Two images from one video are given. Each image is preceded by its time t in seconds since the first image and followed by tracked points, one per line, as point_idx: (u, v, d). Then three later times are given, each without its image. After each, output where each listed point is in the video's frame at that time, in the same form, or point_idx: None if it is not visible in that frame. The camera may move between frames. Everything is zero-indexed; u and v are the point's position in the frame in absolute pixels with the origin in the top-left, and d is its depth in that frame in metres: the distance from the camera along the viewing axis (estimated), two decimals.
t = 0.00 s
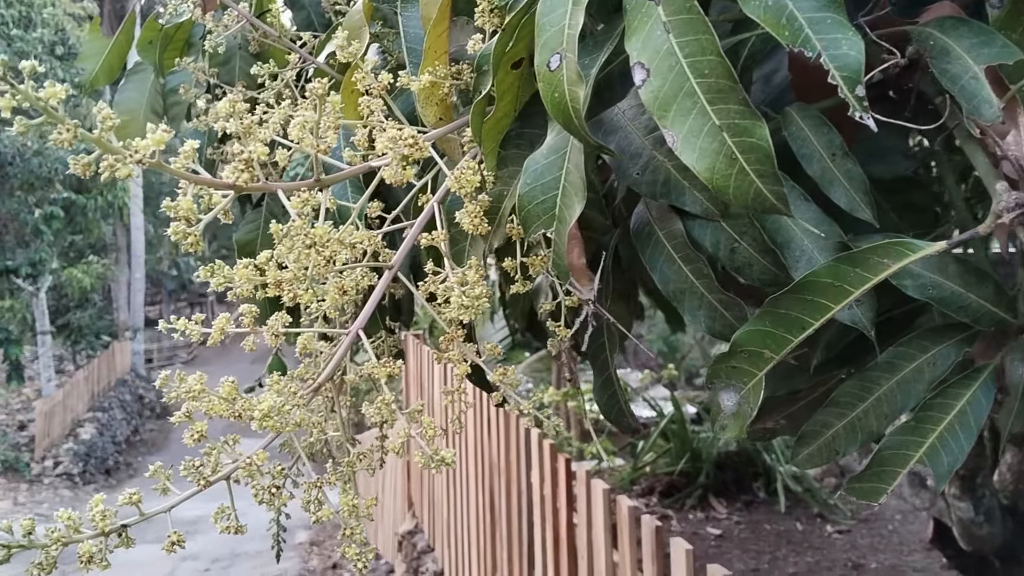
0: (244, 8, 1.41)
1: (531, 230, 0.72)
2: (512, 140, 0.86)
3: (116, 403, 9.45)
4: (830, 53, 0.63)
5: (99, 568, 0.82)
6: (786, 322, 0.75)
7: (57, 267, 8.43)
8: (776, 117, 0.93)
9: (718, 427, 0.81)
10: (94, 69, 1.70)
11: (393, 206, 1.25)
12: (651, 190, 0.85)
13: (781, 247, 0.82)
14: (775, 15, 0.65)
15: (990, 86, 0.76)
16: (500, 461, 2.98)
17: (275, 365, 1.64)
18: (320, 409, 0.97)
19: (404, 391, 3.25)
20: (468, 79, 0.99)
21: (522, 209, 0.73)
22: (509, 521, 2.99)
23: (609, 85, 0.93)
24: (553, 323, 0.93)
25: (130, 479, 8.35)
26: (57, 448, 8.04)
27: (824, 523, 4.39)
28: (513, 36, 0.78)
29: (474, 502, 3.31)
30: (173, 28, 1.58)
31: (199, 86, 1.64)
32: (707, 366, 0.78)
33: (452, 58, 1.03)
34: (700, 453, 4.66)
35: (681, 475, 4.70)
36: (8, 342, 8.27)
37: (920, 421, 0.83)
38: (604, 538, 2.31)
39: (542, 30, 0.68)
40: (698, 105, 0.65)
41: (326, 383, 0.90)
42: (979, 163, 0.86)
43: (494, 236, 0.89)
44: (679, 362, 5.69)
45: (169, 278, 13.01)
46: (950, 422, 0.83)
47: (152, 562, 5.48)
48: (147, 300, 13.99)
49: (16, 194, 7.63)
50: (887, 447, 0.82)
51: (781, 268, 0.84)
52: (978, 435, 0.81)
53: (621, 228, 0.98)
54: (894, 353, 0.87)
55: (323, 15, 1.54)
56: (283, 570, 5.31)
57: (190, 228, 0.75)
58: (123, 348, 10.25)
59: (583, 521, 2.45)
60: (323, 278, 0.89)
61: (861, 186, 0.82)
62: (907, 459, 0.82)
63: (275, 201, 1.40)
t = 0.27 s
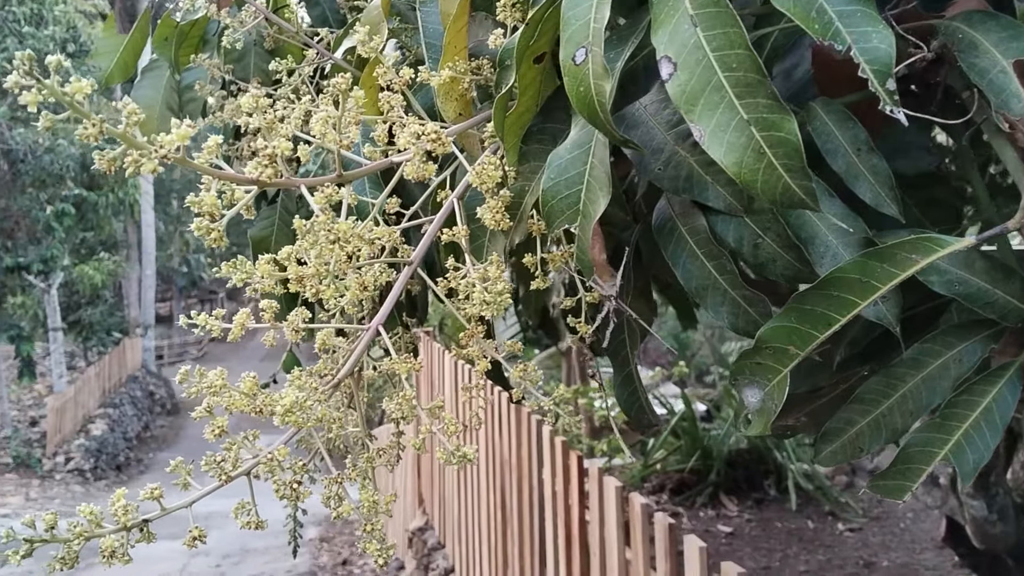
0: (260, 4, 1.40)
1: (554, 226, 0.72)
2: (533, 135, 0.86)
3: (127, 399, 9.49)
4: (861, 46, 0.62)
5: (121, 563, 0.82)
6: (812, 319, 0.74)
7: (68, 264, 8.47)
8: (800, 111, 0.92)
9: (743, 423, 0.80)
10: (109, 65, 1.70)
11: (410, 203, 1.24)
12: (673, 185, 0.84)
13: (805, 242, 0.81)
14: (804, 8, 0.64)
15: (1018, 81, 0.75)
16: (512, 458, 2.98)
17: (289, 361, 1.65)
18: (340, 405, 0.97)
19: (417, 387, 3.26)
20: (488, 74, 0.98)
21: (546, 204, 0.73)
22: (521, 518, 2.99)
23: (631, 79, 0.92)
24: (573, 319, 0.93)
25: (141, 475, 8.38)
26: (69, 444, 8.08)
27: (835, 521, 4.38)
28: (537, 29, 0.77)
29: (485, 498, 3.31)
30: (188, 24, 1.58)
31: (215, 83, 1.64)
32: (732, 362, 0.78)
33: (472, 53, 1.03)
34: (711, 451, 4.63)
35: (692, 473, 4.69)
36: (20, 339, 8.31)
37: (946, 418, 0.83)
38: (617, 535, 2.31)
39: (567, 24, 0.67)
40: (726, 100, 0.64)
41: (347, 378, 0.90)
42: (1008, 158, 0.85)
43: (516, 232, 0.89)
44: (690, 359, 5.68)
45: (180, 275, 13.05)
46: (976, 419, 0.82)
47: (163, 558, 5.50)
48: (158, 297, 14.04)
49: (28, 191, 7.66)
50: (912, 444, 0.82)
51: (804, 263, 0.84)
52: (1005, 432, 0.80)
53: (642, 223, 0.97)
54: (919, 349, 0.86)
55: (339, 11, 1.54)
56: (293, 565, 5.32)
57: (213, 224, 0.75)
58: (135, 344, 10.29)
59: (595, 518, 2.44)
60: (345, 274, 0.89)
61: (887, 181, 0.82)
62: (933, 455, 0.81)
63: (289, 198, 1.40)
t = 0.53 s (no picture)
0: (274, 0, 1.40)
1: (576, 220, 0.71)
2: (553, 129, 0.85)
3: (138, 395, 9.52)
4: (889, 38, 0.62)
5: (141, 559, 0.82)
6: (836, 313, 0.74)
7: (79, 261, 8.50)
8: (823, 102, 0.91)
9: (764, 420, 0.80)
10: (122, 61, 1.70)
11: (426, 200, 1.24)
12: (693, 180, 0.83)
13: (828, 237, 0.81)
14: None
15: None
16: (523, 456, 2.98)
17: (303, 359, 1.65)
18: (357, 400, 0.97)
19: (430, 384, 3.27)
20: (506, 69, 0.98)
21: (568, 198, 0.72)
22: (531, 516, 2.98)
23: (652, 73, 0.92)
24: (592, 314, 0.92)
25: (152, 471, 8.41)
26: (80, 440, 8.12)
27: (846, 519, 4.37)
28: (558, 22, 0.77)
29: (496, 496, 3.31)
30: (201, 20, 1.58)
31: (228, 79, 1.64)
32: (753, 358, 0.77)
33: (489, 48, 1.03)
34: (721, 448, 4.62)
35: (702, 471, 4.68)
36: (32, 335, 8.35)
37: (970, 413, 0.82)
38: (628, 532, 2.30)
39: (590, 16, 0.67)
40: (751, 91, 0.64)
41: (365, 373, 0.90)
42: None
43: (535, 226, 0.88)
44: (700, 357, 5.67)
45: (190, 272, 13.09)
46: (1000, 415, 0.81)
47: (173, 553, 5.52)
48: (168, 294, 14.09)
49: (38, 188, 7.75)
50: (936, 440, 0.81)
51: (826, 258, 0.83)
52: None
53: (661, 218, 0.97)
54: (943, 345, 0.85)
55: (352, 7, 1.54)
56: (303, 562, 5.33)
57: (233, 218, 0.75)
58: (145, 341, 10.33)
59: (606, 515, 2.44)
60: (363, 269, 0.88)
61: (911, 176, 0.81)
62: (957, 452, 0.80)
63: (303, 194, 1.40)
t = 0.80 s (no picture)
0: None
1: (595, 214, 0.71)
2: (571, 123, 0.84)
3: (147, 392, 9.55)
4: (913, 30, 0.62)
5: (158, 555, 0.82)
6: (857, 310, 0.73)
7: (90, 258, 8.54)
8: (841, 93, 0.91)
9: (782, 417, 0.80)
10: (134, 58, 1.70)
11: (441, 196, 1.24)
12: (712, 174, 0.83)
13: (847, 232, 0.80)
14: None
15: None
16: (533, 454, 2.98)
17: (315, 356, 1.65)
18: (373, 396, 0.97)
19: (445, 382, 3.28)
20: (522, 63, 0.97)
21: (587, 192, 0.72)
22: (541, 514, 2.98)
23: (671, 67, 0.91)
24: (608, 310, 0.92)
25: (161, 468, 8.43)
26: (90, 437, 8.15)
27: (856, 518, 4.35)
28: (576, 16, 0.76)
29: (506, 494, 3.31)
30: (213, 17, 1.58)
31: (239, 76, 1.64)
32: (773, 354, 0.77)
33: (505, 42, 1.02)
34: (731, 446, 4.61)
35: (712, 468, 4.67)
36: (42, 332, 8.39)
37: (990, 411, 0.81)
38: (639, 530, 2.29)
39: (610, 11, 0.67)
40: (773, 85, 0.63)
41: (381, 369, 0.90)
42: None
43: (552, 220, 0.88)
44: (709, 355, 5.66)
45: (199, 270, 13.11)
46: (1019, 414, 0.81)
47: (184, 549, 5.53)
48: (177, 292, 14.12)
49: (49, 186, 7.76)
50: (954, 437, 0.80)
51: (845, 253, 0.83)
52: None
53: (679, 214, 0.96)
54: (963, 340, 0.84)
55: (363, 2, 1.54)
56: (313, 559, 5.33)
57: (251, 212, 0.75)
58: (155, 338, 10.36)
59: (617, 513, 2.43)
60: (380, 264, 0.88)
61: (930, 169, 0.81)
62: (976, 449, 0.80)
63: (314, 190, 1.40)
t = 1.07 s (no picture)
0: None
1: (616, 211, 0.70)
2: (589, 119, 0.84)
3: (157, 389, 9.58)
4: (939, 26, 0.61)
5: (175, 552, 0.82)
6: (879, 308, 0.73)
7: (100, 256, 8.56)
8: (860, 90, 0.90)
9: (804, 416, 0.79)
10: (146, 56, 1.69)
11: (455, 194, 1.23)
12: (731, 171, 0.82)
13: (868, 230, 0.79)
14: None
15: None
16: (543, 452, 2.98)
17: (326, 355, 1.64)
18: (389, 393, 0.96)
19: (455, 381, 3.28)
20: (540, 60, 0.97)
21: (607, 189, 0.71)
22: (551, 513, 2.97)
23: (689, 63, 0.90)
24: (626, 308, 0.91)
25: (171, 465, 8.46)
26: (100, 434, 8.18)
27: (867, 516, 4.34)
28: (597, 11, 0.75)
29: (515, 492, 3.30)
30: (226, 15, 1.58)
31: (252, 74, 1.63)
32: (794, 352, 0.77)
33: (521, 39, 1.02)
34: (740, 445, 4.60)
35: (721, 467, 4.66)
36: (53, 329, 8.42)
37: (1013, 410, 0.80)
38: (650, 528, 2.29)
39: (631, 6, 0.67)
40: (797, 81, 0.63)
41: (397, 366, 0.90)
42: None
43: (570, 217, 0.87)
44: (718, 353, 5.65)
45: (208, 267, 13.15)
46: None
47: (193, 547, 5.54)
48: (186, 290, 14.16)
49: (59, 184, 7.80)
50: (977, 436, 0.79)
51: (866, 251, 0.82)
52: None
53: (697, 211, 0.96)
54: (985, 339, 0.84)
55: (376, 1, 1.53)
56: (321, 556, 5.34)
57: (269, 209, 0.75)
58: (164, 335, 10.39)
59: (627, 512, 2.43)
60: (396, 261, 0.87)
61: (952, 167, 0.80)
62: (999, 448, 0.79)
63: (327, 187, 1.39)
